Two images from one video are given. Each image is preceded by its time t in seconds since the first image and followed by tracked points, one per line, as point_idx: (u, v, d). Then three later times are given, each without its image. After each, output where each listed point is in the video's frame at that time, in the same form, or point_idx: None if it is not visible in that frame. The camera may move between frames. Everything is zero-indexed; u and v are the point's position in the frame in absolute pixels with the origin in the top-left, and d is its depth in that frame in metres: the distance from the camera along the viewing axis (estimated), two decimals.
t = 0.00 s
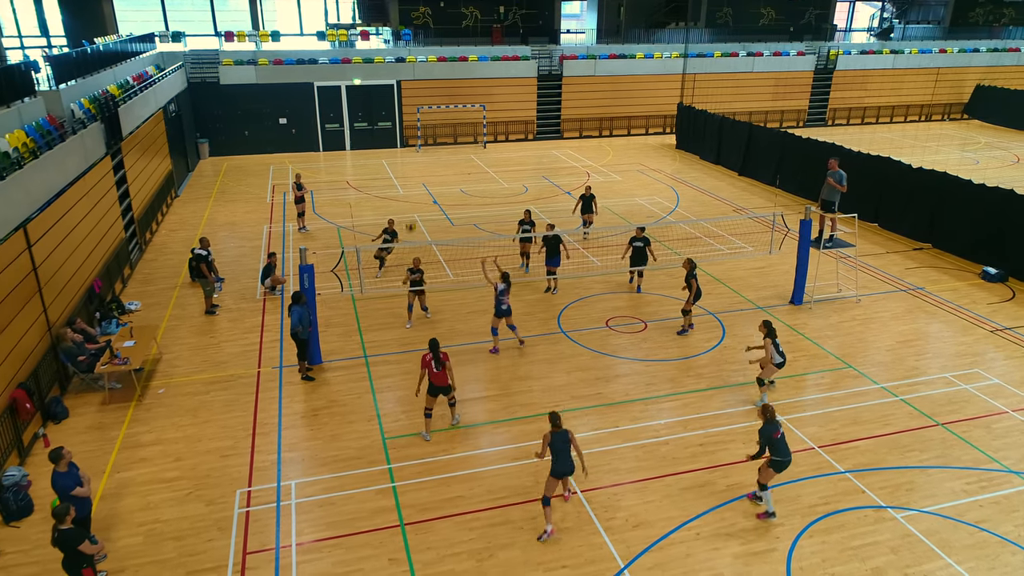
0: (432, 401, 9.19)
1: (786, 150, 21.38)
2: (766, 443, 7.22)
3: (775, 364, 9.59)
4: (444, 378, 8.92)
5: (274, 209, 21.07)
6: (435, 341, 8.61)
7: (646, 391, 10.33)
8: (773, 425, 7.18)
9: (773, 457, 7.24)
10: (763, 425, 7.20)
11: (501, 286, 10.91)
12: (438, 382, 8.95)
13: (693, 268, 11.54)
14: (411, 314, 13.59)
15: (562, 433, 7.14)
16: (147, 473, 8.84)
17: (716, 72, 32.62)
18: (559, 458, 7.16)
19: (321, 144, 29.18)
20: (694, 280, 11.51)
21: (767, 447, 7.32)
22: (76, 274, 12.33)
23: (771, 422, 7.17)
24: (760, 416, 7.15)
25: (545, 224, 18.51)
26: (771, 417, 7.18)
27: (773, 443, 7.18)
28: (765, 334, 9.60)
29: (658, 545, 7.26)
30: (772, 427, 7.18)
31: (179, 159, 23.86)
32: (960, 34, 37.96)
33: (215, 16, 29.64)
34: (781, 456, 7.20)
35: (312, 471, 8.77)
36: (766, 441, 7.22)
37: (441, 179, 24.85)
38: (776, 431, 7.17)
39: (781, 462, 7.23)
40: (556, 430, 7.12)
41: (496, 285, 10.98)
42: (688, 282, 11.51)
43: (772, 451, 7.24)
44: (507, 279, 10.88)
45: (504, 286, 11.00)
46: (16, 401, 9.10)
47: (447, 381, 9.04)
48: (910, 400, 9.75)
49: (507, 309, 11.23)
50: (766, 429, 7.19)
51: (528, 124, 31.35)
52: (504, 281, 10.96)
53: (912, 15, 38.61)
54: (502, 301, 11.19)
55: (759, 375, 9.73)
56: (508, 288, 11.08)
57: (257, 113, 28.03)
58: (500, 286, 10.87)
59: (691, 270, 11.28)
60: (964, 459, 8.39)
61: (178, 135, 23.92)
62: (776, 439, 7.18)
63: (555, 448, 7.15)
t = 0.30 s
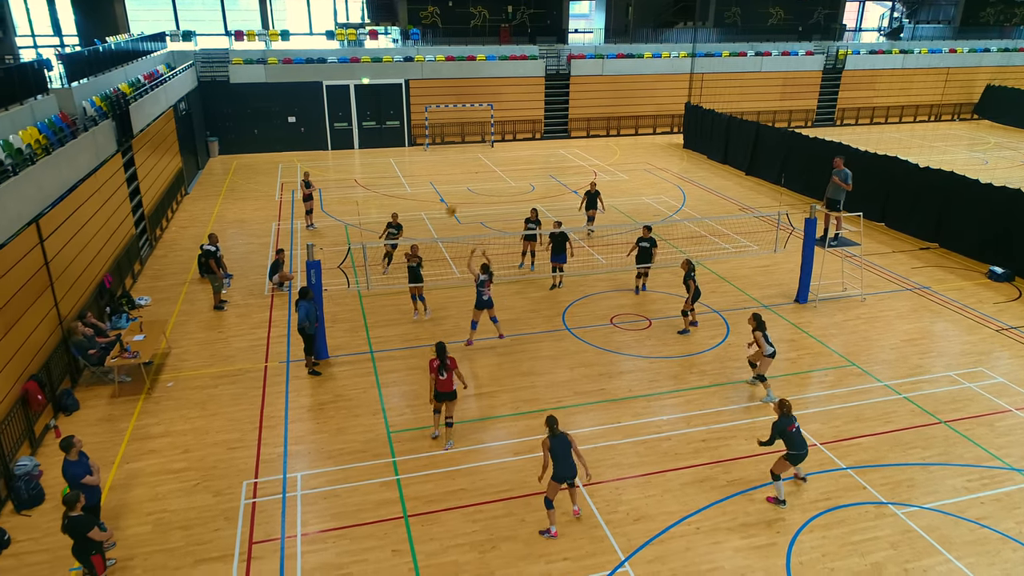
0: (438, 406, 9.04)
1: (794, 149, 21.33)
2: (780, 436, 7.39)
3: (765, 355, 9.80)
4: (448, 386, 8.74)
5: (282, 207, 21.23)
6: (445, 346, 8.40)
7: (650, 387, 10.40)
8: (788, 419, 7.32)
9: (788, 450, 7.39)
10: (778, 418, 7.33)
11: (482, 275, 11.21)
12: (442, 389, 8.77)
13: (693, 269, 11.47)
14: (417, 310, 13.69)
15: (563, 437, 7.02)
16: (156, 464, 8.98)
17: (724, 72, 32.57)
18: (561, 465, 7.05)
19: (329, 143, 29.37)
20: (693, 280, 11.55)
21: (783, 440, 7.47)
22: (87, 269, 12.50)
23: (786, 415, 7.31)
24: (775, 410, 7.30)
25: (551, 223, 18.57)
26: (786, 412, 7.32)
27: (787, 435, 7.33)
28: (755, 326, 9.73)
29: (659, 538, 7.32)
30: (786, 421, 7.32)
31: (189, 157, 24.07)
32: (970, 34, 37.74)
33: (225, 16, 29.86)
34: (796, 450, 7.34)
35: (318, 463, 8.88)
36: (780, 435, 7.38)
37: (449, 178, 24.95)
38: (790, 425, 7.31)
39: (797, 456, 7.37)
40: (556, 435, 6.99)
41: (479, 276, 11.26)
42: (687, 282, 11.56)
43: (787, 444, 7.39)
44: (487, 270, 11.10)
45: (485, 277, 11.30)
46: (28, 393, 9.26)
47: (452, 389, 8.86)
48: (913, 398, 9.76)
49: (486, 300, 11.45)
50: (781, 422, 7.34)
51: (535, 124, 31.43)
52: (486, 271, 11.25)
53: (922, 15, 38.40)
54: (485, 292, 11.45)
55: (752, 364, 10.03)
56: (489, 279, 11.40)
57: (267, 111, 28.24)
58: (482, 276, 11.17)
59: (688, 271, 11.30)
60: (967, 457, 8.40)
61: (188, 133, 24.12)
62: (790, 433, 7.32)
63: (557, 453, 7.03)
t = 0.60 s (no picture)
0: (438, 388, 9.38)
1: (801, 149, 21.29)
2: (802, 423, 7.54)
3: (751, 347, 9.87)
4: (448, 371, 9.01)
5: (290, 205, 21.38)
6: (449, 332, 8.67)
7: (653, 383, 10.46)
8: (813, 407, 7.46)
9: (809, 437, 7.55)
10: (803, 405, 7.48)
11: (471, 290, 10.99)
12: (442, 374, 9.03)
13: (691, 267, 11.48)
14: (422, 306, 13.79)
15: (575, 427, 7.11)
16: (163, 455, 9.11)
17: (732, 72, 32.54)
18: (569, 454, 7.19)
19: (337, 141, 29.53)
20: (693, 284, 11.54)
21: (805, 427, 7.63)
22: (97, 264, 12.67)
23: (812, 403, 7.45)
24: (801, 397, 7.43)
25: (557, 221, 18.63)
26: (811, 399, 7.45)
27: (810, 423, 7.49)
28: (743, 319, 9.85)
29: (659, 531, 7.38)
30: (811, 409, 7.46)
31: (198, 155, 24.25)
32: (980, 34, 37.53)
33: (235, 16, 30.08)
34: (816, 437, 7.50)
35: (322, 456, 8.99)
36: (803, 421, 7.53)
37: (455, 176, 25.06)
38: (813, 413, 7.45)
39: (816, 442, 7.53)
40: (569, 424, 7.09)
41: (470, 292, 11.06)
42: (686, 283, 11.50)
43: (809, 431, 7.54)
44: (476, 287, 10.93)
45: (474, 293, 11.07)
46: (39, 384, 9.43)
47: (451, 374, 9.14)
48: (916, 396, 9.78)
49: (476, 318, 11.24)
50: (805, 410, 7.48)
51: (543, 123, 31.54)
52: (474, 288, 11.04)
53: (931, 14, 38.20)
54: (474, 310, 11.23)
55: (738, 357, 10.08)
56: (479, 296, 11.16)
57: (275, 110, 28.43)
58: (470, 291, 10.96)
59: (688, 272, 11.25)
60: (968, 454, 8.41)
61: (197, 132, 24.31)
62: (813, 420, 7.47)
63: (567, 441, 7.15)
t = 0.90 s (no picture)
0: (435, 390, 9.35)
1: (803, 148, 21.31)
2: (815, 410, 7.86)
3: (731, 346, 9.94)
4: (443, 374, 8.98)
5: (294, 202, 21.51)
6: (446, 335, 8.65)
7: (651, 379, 10.54)
8: (825, 394, 7.77)
9: (823, 423, 7.85)
10: (815, 393, 7.81)
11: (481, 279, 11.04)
12: (437, 377, 9.00)
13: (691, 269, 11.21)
14: (423, 303, 13.88)
15: (574, 416, 7.29)
16: (166, 448, 9.22)
17: (734, 71, 32.56)
18: (568, 439, 7.40)
19: (340, 140, 29.65)
20: (692, 285, 11.29)
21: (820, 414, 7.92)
22: (101, 260, 12.79)
23: (823, 390, 7.77)
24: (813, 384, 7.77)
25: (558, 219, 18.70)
26: (824, 387, 7.75)
27: (822, 410, 7.79)
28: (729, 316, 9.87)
29: (654, 524, 7.45)
30: (823, 395, 7.77)
31: (202, 153, 24.39)
32: (984, 34, 37.43)
33: (240, 16, 30.24)
34: (829, 424, 7.79)
35: (323, 449, 9.08)
36: (815, 408, 7.85)
37: (458, 175, 25.15)
38: (826, 400, 7.76)
39: (830, 429, 7.81)
40: (568, 412, 7.28)
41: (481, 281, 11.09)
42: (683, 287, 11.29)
43: (823, 417, 7.84)
44: (487, 275, 10.96)
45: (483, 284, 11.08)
46: (44, 377, 9.55)
47: (448, 377, 9.11)
48: (913, 392, 9.82)
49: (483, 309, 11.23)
50: (817, 397, 7.80)
51: (546, 122, 31.65)
52: (485, 277, 11.03)
53: (936, 14, 38.11)
54: (481, 300, 11.22)
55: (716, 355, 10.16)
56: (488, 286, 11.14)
57: (280, 109, 28.57)
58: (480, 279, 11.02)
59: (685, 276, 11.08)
60: (963, 450, 8.46)
61: (201, 130, 24.45)
62: (825, 407, 7.77)
63: (566, 429, 7.36)
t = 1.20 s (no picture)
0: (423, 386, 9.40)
1: (802, 147, 21.36)
2: (834, 407, 7.74)
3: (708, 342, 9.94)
4: (431, 370, 9.01)
5: (295, 200, 21.60)
6: (435, 332, 8.65)
7: (648, 374, 10.62)
8: (843, 391, 7.64)
9: (842, 420, 7.77)
10: (834, 391, 7.67)
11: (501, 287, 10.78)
12: (425, 373, 9.04)
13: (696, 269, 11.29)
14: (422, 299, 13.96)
15: (573, 403, 7.48)
16: (166, 440, 9.30)
17: (734, 70, 32.62)
18: (567, 427, 7.62)
19: (341, 139, 29.74)
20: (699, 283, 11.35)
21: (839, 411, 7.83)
22: (103, 256, 12.87)
23: (841, 387, 7.64)
24: (831, 382, 7.62)
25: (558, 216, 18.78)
26: (841, 384, 7.63)
27: (842, 407, 7.67)
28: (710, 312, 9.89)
29: (649, 515, 7.53)
30: (841, 392, 7.65)
31: (204, 151, 24.49)
32: (985, 33, 37.42)
33: (241, 15, 30.34)
34: (849, 421, 7.71)
35: (322, 442, 9.16)
36: (835, 405, 7.73)
37: (459, 173, 25.24)
38: (845, 397, 7.63)
39: (850, 426, 7.74)
40: (567, 400, 7.47)
41: (501, 289, 10.82)
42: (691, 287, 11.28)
43: (841, 414, 7.75)
44: (504, 283, 10.68)
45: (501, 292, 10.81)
46: (46, 370, 9.63)
47: (435, 373, 9.14)
48: (907, 388, 9.89)
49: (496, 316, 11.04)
50: (836, 394, 7.67)
51: (546, 121, 31.74)
52: (503, 286, 10.79)
53: (936, 14, 38.11)
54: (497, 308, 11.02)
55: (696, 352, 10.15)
56: (504, 296, 10.86)
57: (281, 108, 28.67)
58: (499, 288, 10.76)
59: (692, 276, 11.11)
60: (957, 444, 8.52)
61: (203, 128, 24.54)
62: (844, 404, 7.65)
63: (566, 415, 7.57)
